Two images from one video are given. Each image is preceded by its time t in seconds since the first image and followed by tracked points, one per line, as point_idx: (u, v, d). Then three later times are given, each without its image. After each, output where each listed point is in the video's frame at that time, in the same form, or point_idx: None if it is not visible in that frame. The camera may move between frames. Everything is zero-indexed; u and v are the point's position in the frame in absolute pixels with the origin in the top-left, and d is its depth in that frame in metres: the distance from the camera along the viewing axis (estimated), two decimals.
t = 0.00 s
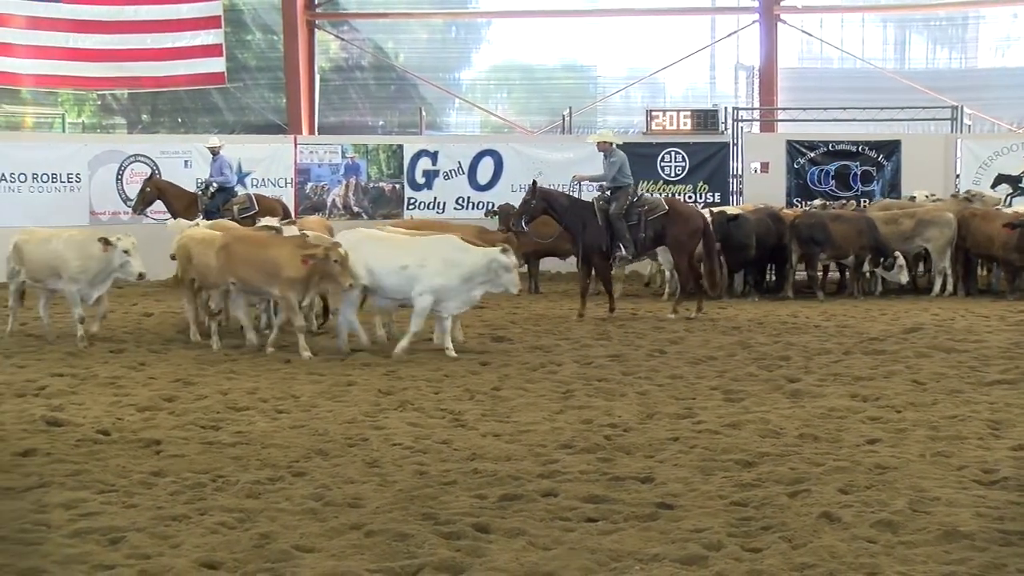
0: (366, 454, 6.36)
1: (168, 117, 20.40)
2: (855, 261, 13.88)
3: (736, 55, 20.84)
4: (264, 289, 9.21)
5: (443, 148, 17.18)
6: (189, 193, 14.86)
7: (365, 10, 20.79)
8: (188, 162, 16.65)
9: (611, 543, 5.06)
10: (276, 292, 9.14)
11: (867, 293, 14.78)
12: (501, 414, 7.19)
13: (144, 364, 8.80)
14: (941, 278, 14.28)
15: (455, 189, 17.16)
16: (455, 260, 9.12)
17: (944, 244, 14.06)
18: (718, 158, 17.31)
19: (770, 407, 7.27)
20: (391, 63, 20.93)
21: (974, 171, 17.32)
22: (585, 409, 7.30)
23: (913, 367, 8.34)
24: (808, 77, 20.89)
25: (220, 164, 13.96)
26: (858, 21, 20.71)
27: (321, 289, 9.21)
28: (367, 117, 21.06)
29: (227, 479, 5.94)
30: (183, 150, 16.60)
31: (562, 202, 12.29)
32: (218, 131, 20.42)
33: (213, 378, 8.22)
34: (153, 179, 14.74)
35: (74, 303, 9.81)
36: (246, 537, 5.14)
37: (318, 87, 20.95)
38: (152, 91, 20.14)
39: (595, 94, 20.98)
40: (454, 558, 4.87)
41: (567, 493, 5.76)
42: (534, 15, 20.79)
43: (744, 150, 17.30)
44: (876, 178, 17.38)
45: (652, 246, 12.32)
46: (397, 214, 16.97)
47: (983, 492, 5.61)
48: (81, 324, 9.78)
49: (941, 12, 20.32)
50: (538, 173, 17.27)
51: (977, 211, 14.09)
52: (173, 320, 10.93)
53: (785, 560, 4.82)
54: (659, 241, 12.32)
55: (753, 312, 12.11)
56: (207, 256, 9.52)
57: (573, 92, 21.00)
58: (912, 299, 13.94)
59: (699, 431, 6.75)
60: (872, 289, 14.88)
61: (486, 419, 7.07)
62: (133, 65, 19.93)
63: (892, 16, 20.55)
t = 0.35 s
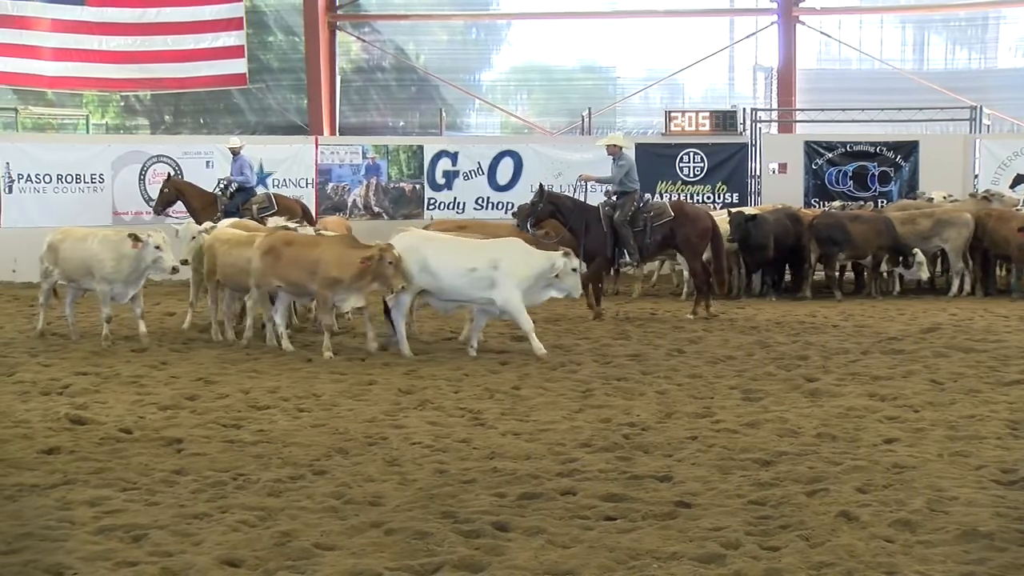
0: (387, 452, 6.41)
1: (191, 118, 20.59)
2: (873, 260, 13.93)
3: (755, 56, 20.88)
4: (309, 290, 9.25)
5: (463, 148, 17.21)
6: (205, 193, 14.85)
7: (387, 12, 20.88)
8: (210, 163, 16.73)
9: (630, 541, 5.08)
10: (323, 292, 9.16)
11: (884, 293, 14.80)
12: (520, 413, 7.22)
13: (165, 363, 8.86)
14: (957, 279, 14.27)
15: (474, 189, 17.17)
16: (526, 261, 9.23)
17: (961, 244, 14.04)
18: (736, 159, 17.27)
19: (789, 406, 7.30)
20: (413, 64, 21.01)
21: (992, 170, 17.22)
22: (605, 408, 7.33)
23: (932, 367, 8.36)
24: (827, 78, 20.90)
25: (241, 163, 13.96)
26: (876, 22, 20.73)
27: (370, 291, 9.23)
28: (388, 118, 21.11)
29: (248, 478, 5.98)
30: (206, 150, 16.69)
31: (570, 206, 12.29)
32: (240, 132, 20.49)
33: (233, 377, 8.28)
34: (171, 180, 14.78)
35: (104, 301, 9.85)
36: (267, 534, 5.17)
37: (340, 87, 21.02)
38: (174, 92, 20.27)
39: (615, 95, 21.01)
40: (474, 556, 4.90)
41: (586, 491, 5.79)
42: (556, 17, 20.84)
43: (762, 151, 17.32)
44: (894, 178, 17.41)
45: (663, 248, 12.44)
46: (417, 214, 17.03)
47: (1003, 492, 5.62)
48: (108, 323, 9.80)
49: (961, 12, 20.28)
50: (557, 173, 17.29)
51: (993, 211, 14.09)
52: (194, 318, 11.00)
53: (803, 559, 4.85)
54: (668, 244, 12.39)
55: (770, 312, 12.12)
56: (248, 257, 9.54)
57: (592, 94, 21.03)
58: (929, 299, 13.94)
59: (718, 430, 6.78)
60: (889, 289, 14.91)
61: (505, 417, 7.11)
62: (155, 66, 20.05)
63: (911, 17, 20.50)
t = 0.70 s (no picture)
0: (384, 452, 6.44)
1: (190, 119, 20.56)
2: (868, 261, 13.98)
3: (750, 58, 20.93)
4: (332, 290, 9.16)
5: (460, 149, 17.23)
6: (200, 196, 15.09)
7: (384, 13, 20.92)
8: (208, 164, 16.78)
9: (626, 540, 5.12)
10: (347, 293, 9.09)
11: (879, 293, 14.84)
12: (517, 412, 7.26)
13: (165, 363, 8.89)
14: (951, 279, 14.32)
15: (472, 189, 17.21)
16: (574, 266, 9.35)
17: (956, 244, 14.13)
18: (733, 160, 17.36)
19: (784, 406, 7.33)
20: (410, 65, 21.04)
21: (985, 172, 17.38)
22: (602, 407, 7.37)
23: (926, 367, 8.40)
24: (822, 79, 20.96)
25: (234, 164, 14.17)
26: (871, 23, 20.76)
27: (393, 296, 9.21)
28: (386, 119, 21.14)
29: (246, 477, 6.01)
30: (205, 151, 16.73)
31: (558, 207, 12.44)
32: (239, 132, 20.56)
33: (233, 376, 8.31)
34: (168, 179, 15.14)
35: (109, 302, 9.86)
36: (266, 533, 5.19)
37: (338, 88, 21.04)
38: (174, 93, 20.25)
39: (611, 96, 21.06)
40: (472, 555, 4.94)
41: (583, 490, 5.82)
42: (552, 19, 20.89)
43: (759, 152, 17.34)
44: (888, 179, 17.47)
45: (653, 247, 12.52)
46: (415, 214, 17.04)
47: (997, 490, 5.66)
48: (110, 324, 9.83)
49: (955, 14, 20.40)
50: (554, 173, 17.33)
51: (986, 211, 14.03)
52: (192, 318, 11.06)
53: (798, 558, 4.88)
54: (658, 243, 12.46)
55: (767, 312, 12.16)
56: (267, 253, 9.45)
57: (588, 96, 21.08)
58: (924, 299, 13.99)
59: (714, 429, 6.82)
60: (885, 289, 14.95)
61: (503, 417, 7.15)
62: (155, 67, 20.05)
63: (906, 19, 20.61)
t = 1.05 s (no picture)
0: (385, 451, 6.46)
1: (191, 120, 20.58)
2: (867, 261, 13.99)
3: (750, 59, 20.95)
4: (363, 292, 9.14)
5: (460, 150, 17.23)
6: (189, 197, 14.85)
7: (384, 14, 20.94)
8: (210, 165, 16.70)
9: (626, 539, 5.13)
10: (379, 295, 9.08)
11: (879, 293, 14.86)
12: (517, 412, 7.28)
13: (166, 363, 8.91)
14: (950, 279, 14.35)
15: (472, 190, 17.23)
16: (653, 267, 9.15)
17: (955, 244, 14.20)
18: (733, 160, 17.38)
19: (783, 405, 7.35)
20: (410, 65, 21.05)
21: (984, 172, 17.40)
22: (602, 407, 7.39)
23: (925, 366, 8.42)
24: (822, 80, 20.98)
25: (227, 165, 14.27)
26: (870, 24, 20.79)
27: (426, 290, 9.39)
28: (387, 120, 21.16)
29: (247, 476, 6.03)
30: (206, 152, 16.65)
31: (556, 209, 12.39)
32: (240, 133, 20.59)
33: (234, 376, 8.33)
34: (158, 181, 14.94)
35: (117, 302, 9.88)
36: (267, 532, 5.21)
37: (338, 89, 21.06)
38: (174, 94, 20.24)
39: (611, 97, 21.07)
40: (471, 554, 4.96)
41: (583, 490, 5.84)
42: (552, 19, 20.91)
43: (758, 152, 17.36)
44: (887, 179, 17.48)
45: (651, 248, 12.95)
46: (416, 214, 17.07)
47: (995, 490, 5.68)
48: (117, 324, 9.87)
49: (954, 15, 20.45)
50: (554, 174, 17.34)
51: (985, 211, 14.05)
52: (194, 319, 11.05)
53: (798, 557, 4.89)
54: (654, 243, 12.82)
55: (767, 312, 12.17)
56: (288, 255, 9.35)
57: (588, 96, 21.09)
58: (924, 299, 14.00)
59: (713, 429, 6.84)
60: (884, 289, 14.98)
61: (503, 416, 7.17)
62: (156, 67, 20.04)
63: (905, 20, 20.64)
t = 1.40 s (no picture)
0: (385, 451, 6.46)
1: (191, 120, 20.57)
2: (867, 261, 14.02)
3: (750, 59, 20.94)
4: (396, 293, 9.10)
5: (460, 150, 17.24)
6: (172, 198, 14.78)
7: (384, 14, 20.94)
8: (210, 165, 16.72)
9: (626, 539, 5.14)
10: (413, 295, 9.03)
11: (879, 293, 14.85)
12: (517, 412, 7.29)
13: (167, 362, 8.91)
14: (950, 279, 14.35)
15: (473, 190, 17.22)
16: (735, 267, 9.03)
17: (955, 244, 14.19)
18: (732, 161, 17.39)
19: (783, 405, 7.36)
20: (409, 66, 21.06)
21: (984, 172, 17.38)
22: (602, 407, 7.39)
23: (925, 366, 8.42)
24: (822, 80, 20.98)
25: (211, 166, 14.33)
26: (870, 24, 20.79)
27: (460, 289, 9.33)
28: (387, 120, 21.17)
29: (247, 476, 6.03)
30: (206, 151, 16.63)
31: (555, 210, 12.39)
32: (240, 133, 20.60)
33: (235, 376, 8.34)
34: (142, 182, 14.73)
35: (120, 302, 9.89)
36: (267, 532, 5.21)
37: (338, 89, 21.07)
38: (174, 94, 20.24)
39: (611, 97, 21.07)
40: (471, 554, 4.95)
41: (583, 490, 5.84)
42: (552, 19, 20.91)
43: (757, 152, 17.35)
44: (887, 179, 17.48)
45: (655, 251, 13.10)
46: (416, 214, 17.07)
47: (995, 490, 5.68)
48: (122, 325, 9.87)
49: (955, 15, 20.46)
50: (554, 174, 17.35)
51: (984, 211, 14.04)
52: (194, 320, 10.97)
53: (798, 557, 4.89)
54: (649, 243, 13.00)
55: (767, 312, 12.17)
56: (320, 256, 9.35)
57: (588, 96, 21.08)
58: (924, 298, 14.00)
59: (712, 429, 6.84)
60: (884, 289, 14.97)
61: (503, 416, 7.18)
62: (156, 67, 20.04)
63: (905, 20, 20.64)
